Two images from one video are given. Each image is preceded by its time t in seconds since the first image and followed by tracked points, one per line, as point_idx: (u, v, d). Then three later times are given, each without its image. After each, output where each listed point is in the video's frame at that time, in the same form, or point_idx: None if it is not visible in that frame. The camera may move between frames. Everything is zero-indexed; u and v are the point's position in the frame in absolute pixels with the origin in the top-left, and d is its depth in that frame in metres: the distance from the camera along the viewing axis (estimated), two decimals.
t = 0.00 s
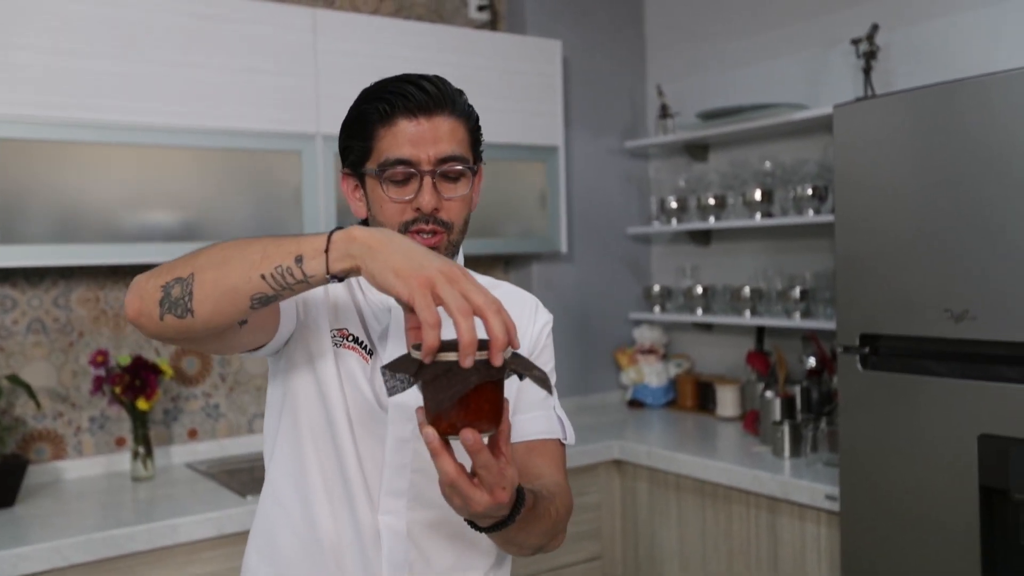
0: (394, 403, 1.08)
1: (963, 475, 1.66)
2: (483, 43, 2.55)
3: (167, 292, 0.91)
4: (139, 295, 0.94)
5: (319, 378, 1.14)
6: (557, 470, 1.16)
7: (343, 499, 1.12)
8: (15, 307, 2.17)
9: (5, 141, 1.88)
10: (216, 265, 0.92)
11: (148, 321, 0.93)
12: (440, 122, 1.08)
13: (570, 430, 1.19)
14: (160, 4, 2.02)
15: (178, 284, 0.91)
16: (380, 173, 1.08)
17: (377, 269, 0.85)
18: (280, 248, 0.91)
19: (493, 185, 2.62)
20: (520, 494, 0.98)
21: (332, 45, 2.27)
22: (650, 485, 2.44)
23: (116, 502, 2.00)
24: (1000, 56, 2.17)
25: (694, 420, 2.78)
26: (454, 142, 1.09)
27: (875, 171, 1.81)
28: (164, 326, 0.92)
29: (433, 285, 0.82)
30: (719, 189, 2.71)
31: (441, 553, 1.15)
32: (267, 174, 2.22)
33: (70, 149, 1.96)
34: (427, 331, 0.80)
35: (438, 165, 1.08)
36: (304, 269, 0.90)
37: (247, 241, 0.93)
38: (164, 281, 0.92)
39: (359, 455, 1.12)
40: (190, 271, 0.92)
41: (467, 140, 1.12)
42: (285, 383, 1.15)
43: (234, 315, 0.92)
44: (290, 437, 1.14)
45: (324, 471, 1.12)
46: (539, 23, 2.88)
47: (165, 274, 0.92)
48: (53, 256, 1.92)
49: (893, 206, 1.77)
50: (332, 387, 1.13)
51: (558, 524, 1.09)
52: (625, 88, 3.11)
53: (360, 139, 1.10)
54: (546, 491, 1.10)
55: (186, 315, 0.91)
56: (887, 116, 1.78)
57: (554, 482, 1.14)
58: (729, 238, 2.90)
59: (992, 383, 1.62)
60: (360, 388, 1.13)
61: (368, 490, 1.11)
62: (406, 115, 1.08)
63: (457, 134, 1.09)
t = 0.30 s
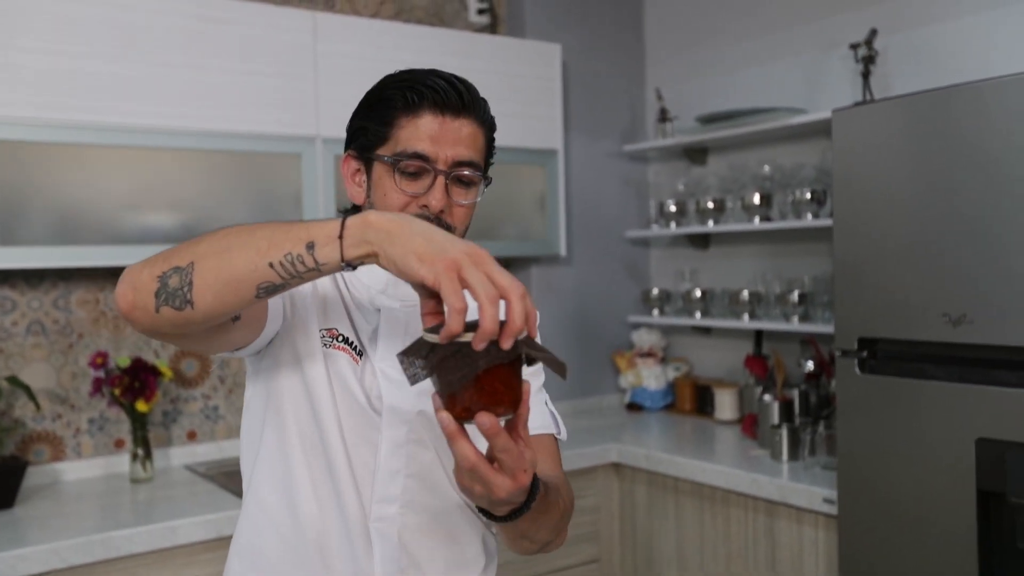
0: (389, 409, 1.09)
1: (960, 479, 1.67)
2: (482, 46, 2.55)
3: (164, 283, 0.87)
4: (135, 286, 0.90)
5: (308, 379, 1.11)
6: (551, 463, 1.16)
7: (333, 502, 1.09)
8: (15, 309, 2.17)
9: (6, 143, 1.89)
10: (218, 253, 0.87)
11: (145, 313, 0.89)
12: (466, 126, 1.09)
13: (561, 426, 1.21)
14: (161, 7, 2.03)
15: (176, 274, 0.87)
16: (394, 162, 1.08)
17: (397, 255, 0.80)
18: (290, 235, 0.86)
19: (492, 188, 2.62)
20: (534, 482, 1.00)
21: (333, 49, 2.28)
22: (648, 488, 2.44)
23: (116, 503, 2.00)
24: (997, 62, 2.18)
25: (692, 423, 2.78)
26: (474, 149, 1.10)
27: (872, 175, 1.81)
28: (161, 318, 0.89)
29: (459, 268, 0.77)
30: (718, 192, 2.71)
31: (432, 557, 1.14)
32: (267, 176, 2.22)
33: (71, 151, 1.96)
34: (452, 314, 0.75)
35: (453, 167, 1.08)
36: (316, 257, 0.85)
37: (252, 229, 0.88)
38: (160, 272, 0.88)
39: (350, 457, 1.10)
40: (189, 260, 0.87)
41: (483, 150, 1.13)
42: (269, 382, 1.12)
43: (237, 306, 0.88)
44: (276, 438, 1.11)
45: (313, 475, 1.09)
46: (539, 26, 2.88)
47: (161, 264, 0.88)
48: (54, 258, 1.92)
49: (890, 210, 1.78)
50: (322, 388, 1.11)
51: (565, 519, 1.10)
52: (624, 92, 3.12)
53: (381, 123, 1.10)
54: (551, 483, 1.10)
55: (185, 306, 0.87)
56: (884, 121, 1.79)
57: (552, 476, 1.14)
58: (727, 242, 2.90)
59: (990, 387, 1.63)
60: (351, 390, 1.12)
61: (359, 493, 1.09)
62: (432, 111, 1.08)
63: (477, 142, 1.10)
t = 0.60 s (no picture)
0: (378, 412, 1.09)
1: (954, 480, 1.68)
2: (478, 48, 2.56)
3: (155, 263, 0.87)
4: (126, 267, 0.89)
5: (295, 377, 1.11)
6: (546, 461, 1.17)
7: (317, 504, 1.08)
8: (10, 308, 2.17)
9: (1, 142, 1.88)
10: (210, 230, 0.87)
11: (136, 296, 0.89)
12: (478, 133, 1.10)
13: (552, 428, 1.21)
14: (157, 6, 2.02)
15: (166, 253, 0.87)
16: (401, 158, 1.08)
17: (396, 229, 0.79)
18: (284, 210, 0.85)
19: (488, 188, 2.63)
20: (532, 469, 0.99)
21: (330, 50, 2.28)
22: (643, 489, 2.44)
23: (110, 503, 2.00)
24: (991, 66, 2.19)
25: (687, 424, 2.79)
26: (482, 157, 1.10)
27: (867, 177, 1.82)
28: (152, 300, 0.88)
29: (461, 243, 0.76)
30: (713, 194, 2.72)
31: (416, 562, 1.13)
32: (263, 176, 2.22)
33: (67, 151, 1.96)
34: (452, 290, 0.73)
35: (460, 172, 1.09)
36: (310, 231, 0.84)
37: (244, 205, 0.88)
38: (151, 252, 0.87)
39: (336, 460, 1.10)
40: (180, 239, 0.87)
41: (491, 160, 1.13)
42: (257, 378, 1.11)
43: (230, 284, 0.87)
44: (262, 436, 1.10)
45: (299, 475, 1.09)
46: (535, 27, 2.89)
47: (152, 245, 0.88)
48: (50, 258, 1.92)
49: (884, 212, 1.79)
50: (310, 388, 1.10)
51: (562, 517, 1.11)
52: (620, 94, 3.12)
53: (393, 118, 1.10)
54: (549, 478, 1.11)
55: (176, 287, 0.87)
56: (878, 123, 1.80)
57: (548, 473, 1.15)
58: (722, 244, 2.91)
59: (984, 388, 1.63)
60: (339, 392, 1.12)
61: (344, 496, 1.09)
62: (447, 114, 1.09)
63: (486, 151, 1.11)
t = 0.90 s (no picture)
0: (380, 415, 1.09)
1: (953, 481, 1.68)
2: (478, 48, 2.56)
3: (155, 262, 0.87)
4: (126, 265, 0.90)
5: (299, 378, 1.11)
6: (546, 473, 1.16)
7: (316, 506, 1.09)
8: (10, 307, 2.17)
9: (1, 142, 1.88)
10: (211, 230, 0.87)
11: (135, 294, 0.89)
12: (495, 137, 1.10)
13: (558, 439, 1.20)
14: (157, 6, 2.03)
15: (166, 252, 0.87)
16: (416, 158, 1.08)
17: (396, 236, 0.79)
18: (286, 214, 0.85)
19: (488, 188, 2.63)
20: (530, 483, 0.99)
21: (330, 49, 2.28)
22: (642, 488, 2.45)
23: (110, 502, 2.00)
24: (990, 67, 2.19)
25: (686, 424, 2.79)
26: (498, 161, 1.11)
27: (866, 178, 1.83)
28: (151, 299, 0.88)
29: (459, 251, 0.76)
30: (712, 194, 2.72)
31: (414, 564, 1.12)
32: (263, 175, 2.22)
33: (67, 149, 1.96)
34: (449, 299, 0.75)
35: (475, 174, 1.09)
36: (311, 236, 0.84)
37: (245, 206, 0.88)
38: (151, 251, 0.88)
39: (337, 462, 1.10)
40: (181, 238, 0.87)
41: (505, 164, 1.14)
42: (260, 377, 1.11)
43: (229, 286, 0.87)
44: (263, 436, 1.10)
45: (299, 477, 1.09)
46: (535, 27, 2.89)
47: (152, 243, 0.88)
48: (50, 257, 1.92)
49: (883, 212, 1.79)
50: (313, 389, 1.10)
51: (561, 530, 1.11)
52: (620, 94, 3.13)
53: (409, 118, 1.09)
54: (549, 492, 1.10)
55: (175, 286, 0.87)
56: (878, 124, 1.80)
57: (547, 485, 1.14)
58: (722, 244, 2.91)
59: (983, 389, 1.64)
60: (342, 394, 1.12)
61: (343, 499, 1.08)
62: (465, 116, 1.08)
63: (502, 154, 1.11)
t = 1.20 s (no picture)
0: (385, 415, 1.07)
1: (953, 477, 1.68)
2: (477, 44, 2.56)
3: (154, 264, 0.87)
4: (126, 265, 0.90)
5: (304, 378, 1.11)
6: (548, 476, 1.17)
7: (320, 504, 1.08)
8: (8, 303, 2.17)
9: None
10: (211, 236, 0.86)
11: (134, 295, 0.89)
12: (503, 133, 1.10)
13: (562, 439, 1.21)
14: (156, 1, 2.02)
15: (166, 255, 0.87)
16: (424, 153, 1.07)
17: (394, 251, 0.78)
18: (286, 222, 0.85)
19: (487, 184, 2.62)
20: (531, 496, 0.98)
21: (329, 45, 2.27)
22: (641, 484, 2.45)
23: (109, 498, 2.00)
24: (990, 62, 2.19)
25: (686, 420, 2.79)
26: (506, 157, 1.11)
27: (866, 174, 1.83)
28: (149, 300, 0.88)
29: (456, 269, 0.75)
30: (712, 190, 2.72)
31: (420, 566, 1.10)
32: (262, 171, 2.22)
33: (64, 144, 1.95)
34: (444, 318, 0.74)
35: (482, 169, 1.08)
36: (310, 246, 0.84)
37: (245, 214, 0.87)
38: (152, 253, 0.88)
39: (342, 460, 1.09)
40: (181, 242, 0.87)
41: (513, 161, 1.14)
42: (267, 376, 1.12)
43: (227, 291, 0.87)
44: (269, 435, 1.11)
45: (303, 475, 1.09)
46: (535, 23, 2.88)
47: (153, 245, 0.88)
48: (48, 253, 1.91)
49: (883, 208, 1.79)
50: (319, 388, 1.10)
51: (563, 535, 1.11)
52: (619, 90, 3.12)
53: (416, 113, 1.09)
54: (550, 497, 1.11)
55: (174, 290, 0.86)
56: (878, 120, 1.80)
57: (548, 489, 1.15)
58: (721, 240, 2.91)
59: (982, 385, 1.64)
60: (348, 392, 1.11)
61: (348, 496, 1.08)
62: (473, 112, 1.08)
63: (510, 151, 1.11)
